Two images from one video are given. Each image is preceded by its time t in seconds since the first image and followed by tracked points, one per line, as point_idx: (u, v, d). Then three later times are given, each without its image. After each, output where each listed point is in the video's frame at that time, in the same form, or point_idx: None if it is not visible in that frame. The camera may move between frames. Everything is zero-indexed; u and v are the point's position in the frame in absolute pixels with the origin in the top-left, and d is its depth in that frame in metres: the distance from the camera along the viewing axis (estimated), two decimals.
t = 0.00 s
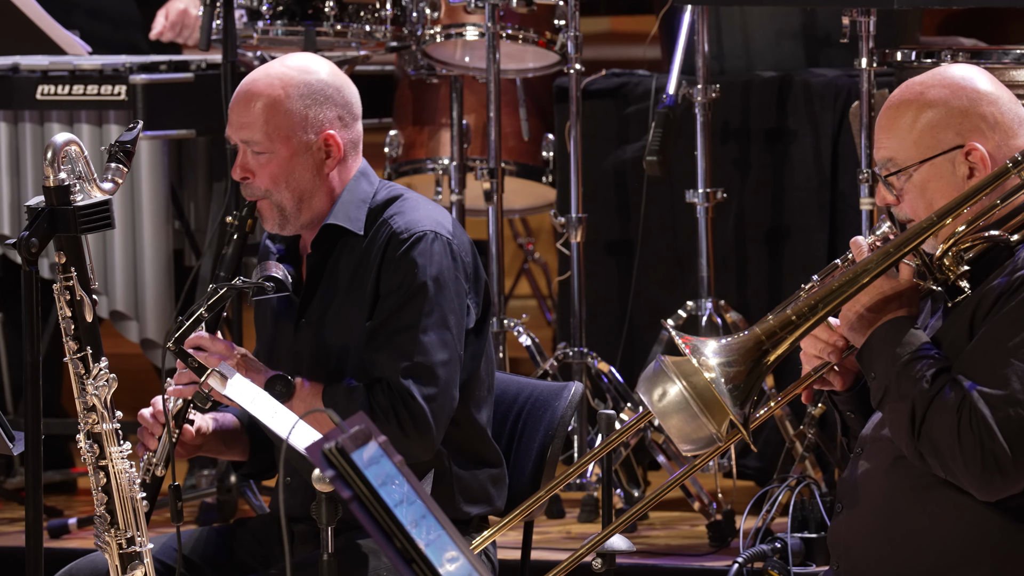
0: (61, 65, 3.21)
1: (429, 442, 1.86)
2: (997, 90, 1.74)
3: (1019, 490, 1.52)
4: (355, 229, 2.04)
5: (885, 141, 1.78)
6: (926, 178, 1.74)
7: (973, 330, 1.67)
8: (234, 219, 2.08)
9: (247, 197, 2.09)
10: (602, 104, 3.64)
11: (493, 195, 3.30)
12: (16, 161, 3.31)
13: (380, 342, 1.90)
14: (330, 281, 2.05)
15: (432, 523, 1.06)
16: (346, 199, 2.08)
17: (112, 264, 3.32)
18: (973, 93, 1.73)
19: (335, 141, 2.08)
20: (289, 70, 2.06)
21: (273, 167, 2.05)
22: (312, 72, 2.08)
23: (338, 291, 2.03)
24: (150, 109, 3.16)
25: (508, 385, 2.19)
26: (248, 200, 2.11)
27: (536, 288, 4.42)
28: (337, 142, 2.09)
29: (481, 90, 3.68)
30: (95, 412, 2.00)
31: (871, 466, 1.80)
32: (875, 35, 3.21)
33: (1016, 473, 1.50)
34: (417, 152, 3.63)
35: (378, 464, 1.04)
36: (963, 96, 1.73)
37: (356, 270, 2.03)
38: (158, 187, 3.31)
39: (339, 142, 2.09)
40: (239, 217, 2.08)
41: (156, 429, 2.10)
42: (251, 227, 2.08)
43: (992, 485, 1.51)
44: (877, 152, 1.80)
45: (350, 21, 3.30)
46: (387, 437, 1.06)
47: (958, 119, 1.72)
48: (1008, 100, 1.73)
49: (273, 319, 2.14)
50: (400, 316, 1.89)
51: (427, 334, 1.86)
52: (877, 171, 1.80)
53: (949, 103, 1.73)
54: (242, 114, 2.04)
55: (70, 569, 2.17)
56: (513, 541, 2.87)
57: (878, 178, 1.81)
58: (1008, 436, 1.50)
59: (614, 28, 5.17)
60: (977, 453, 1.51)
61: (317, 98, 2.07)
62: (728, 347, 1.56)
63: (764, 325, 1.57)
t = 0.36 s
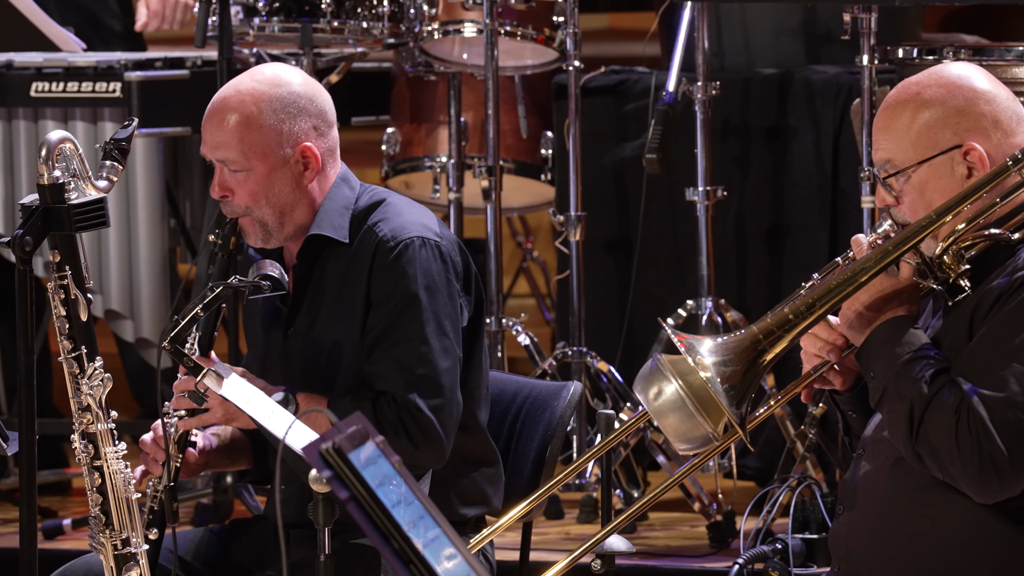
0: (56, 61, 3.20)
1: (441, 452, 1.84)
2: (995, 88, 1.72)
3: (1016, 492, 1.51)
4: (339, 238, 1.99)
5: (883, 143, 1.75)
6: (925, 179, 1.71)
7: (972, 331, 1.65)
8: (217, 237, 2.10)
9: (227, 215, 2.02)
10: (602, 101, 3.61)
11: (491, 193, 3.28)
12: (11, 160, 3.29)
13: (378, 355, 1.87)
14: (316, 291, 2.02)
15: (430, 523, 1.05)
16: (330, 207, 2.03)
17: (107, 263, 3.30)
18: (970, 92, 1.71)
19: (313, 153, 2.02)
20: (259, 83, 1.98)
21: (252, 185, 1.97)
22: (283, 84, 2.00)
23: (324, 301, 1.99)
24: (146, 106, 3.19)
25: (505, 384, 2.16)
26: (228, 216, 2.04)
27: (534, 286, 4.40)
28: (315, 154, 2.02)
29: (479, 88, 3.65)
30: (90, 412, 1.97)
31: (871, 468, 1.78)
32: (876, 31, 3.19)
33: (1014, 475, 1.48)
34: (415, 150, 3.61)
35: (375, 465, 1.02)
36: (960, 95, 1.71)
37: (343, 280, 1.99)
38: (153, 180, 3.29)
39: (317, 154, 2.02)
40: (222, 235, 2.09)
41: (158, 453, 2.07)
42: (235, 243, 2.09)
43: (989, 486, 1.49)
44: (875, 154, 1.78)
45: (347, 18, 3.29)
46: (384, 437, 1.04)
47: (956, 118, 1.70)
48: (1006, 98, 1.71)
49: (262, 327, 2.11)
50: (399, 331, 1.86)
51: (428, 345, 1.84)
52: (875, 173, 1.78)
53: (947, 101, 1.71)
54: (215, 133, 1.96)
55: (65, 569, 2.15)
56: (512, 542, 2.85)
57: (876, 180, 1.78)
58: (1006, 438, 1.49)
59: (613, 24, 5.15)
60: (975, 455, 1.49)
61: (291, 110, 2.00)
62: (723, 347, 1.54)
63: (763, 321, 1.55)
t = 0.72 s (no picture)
0: (56, 58, 3.17)
1: (432, 454, 1.80)
2: (1003, 87, 1.69)
3: None
4: (326, 243, 1.97)
5: (886, 135, 1.73)
6: (925, 175, 1.69)
7: (979, 331, 1.63)
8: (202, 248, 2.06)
9: (214, 225, 1.99)
10: (606, 98, 3.59)
11: (495, 191, 3.26)
12: (11, 157, 3.29)
13: (368, 358, 1.84)
14: (305, 296, 2.00)
15: (434, 524, 1.02)
16: (316, 212, 2.01)
17: (108, 262, 3.29)
18: (978, 90, 1.68)
19: (298, 159, 1.98)
20: (240, 91, 1.94)
21: (237, 195, 1.94)
22: (266, 90, 1.97)
23: (314, 306, 1.98)
24: (147, 104, 3.14)
25: (510, 385, 2.15)
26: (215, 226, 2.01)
27: (538, 285, 4.38)
28: (300, 160, 1.99)
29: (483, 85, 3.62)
30: (90, 412, 1.95)
31: (878, 469, 1.76)
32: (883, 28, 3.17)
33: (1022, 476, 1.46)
34: (419, 148, 3.58)
35: (378, 465, 1.00)
36: (968, 93, 1.68)
37: (332, 284, 1.97)
38: (154, 178, 3.29)
39: (302, 160, 1.99)
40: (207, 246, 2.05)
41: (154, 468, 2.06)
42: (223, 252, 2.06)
43: (997, 488, 1.47)
44: (878, 145, 1.76)
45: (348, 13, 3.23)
46: (387, 438, 1.02)
47: (961, 116, 1.68)
48: (1014, 98, 1.69)
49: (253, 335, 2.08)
50: (386, 332, 1.84)
51: (415, 346, 1.81)
52: (876, 164, 1.76)
53: (954, 98, 1.68)
54: (198, 144, 1.92)
55: (66, 570, 2.13)
56: (515, 543, 2.83)
57: (877, 170, 1.76)
58: (1013, 440, 1.46)
59: (618, 21, 5.13)
60: (983, 457, 1.47)
61: (274, 117, 1.96)
62: (729, 344, 1.52)
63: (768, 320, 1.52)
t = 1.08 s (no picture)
0: (56, 56, 3.21)
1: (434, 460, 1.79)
2: (1020, 83, 1.67)
3: None
4: (311, 250, 1.94)
5: (900, 127, 1.71)
6: (938, 170, 1.67)
7: (988, 330, 1.60)
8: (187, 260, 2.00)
9: (197, 238, 1.96)
10: (610, 96, 3.57)
11: (498, 189, 3.24)
12: (10, 156, 3.26)
13: (361, 368, 1.83)
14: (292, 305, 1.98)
15: (436, 525, 1.00)
16: (300, 219, 1.99)
17: (108, 261, 3.27)
18: (996, 86, 1.66)
19: (279, 168, 1.96)
20: (217, 101, 1.92)
21: (219, 207, 1.91)
22: (244, 100, 1.94)
23: (302, 315, 1.95)
24: (147, 101, 3.19)
25: (513, 385, 2.13)
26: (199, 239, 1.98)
27: (542, 284, 4.36)
28: (282, 168, 1.96)
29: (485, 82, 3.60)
30: (90, 412, 1.92)
31: (884, 468, 1.74)
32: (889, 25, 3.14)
33: None
34: (421, 146, 3.56)
35: (379, 466, 0.97)
36: (985, 88, 1.66)
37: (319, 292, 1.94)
38: (153, 176, 3.25)
39: (283, 168, 1.97)
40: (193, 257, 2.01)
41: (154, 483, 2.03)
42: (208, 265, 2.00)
43: (1006, 488, 1.45)
44: (891, 138, 1.73)
45: (352, 11, 3.23)
46: (390, 437, 0.98)
47: (977, 111, 1.65)
48: None
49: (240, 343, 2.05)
50: (378, 341, 1.82)
51: (409, 353, 1.79)
52: (890, 157, 1.73)
53: (971, 93, 1.66)
54: (177, 156, 1.89)
55: (67, 571, 2.12)
56: (519, 544, 2.81)
57: (890, 163, 1.73)
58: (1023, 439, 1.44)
59: (622, 18, 5.11)
60: (991, 457, 1.45)
61: (253, 126, 1.93)
62: (736, 345, 1.49)
63: (775, 321, 1.50)
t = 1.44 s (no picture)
0: (56, 53, 3.18)
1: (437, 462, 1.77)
2: None
3: None
4: (307, 250, 1.93)
5: (907, 133, 1.69)
6: (949, 172, 1.64)
7: (1000, 329, 1.58)
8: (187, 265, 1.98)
9: (193, 241, 1.94)
10: (616, 93, 3.55)
11: (502, 187, 3.22)
12: (11, 152, 3.24)
13: (360, 369, 1.81)
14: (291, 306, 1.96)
15: (440, 525, 0.98)
16: (296, 220, 1.97)
17: (110, 260, 3.25)
18: (1001, 84, 1.64)
19: (274, 169, 1.93)
20: (209, 103, 1.90)
21: (214, 210, 1.89)
22: (237, 101, 1.92)
23: (300, 316, 1.93)
24: (148, 99, 3.20)
25: (518, 385, 2.10)
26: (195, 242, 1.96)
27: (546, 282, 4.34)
28: (276, 170, 1.94)
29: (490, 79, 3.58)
30: (91, 412, 1.90)
31: (892, 466, 1.71)
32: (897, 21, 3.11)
33: None
34: (426, 143, 3.54)
35: (383, 466, 0.96)
36: (991, 87, 1.64)
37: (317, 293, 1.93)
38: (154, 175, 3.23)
39: (278, 170, 1.94)
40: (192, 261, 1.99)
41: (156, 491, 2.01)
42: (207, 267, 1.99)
43: (1017, 486, 1.42)
44: (900, 144, 1.71)
45: (355, 8, 3.22)
46: (392, 438, 0.97)
47: (984, 111, 1.63)
48: None
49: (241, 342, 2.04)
50: (377, 342, 1.80)
51: (410, 354, 1.77)
52: (900, 163, 1.71)
53: (976, 95, 1.64)
54: (171, 160, 1.87)
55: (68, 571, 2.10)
56: (523, 545, 2.79)
57: (901, 170, 1.71)
58: None
59: (627, 15, 5.09)
60: (1002, 455, 1.42)
61: (247, 127, 1.91)
62: (744, 342, 1.46)
63: (785, 316, 1.48)
